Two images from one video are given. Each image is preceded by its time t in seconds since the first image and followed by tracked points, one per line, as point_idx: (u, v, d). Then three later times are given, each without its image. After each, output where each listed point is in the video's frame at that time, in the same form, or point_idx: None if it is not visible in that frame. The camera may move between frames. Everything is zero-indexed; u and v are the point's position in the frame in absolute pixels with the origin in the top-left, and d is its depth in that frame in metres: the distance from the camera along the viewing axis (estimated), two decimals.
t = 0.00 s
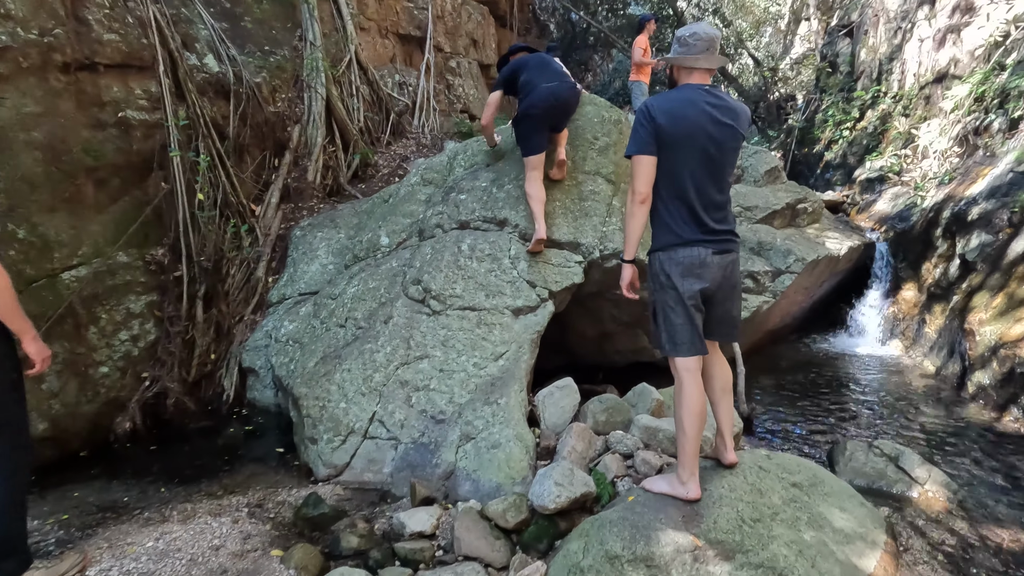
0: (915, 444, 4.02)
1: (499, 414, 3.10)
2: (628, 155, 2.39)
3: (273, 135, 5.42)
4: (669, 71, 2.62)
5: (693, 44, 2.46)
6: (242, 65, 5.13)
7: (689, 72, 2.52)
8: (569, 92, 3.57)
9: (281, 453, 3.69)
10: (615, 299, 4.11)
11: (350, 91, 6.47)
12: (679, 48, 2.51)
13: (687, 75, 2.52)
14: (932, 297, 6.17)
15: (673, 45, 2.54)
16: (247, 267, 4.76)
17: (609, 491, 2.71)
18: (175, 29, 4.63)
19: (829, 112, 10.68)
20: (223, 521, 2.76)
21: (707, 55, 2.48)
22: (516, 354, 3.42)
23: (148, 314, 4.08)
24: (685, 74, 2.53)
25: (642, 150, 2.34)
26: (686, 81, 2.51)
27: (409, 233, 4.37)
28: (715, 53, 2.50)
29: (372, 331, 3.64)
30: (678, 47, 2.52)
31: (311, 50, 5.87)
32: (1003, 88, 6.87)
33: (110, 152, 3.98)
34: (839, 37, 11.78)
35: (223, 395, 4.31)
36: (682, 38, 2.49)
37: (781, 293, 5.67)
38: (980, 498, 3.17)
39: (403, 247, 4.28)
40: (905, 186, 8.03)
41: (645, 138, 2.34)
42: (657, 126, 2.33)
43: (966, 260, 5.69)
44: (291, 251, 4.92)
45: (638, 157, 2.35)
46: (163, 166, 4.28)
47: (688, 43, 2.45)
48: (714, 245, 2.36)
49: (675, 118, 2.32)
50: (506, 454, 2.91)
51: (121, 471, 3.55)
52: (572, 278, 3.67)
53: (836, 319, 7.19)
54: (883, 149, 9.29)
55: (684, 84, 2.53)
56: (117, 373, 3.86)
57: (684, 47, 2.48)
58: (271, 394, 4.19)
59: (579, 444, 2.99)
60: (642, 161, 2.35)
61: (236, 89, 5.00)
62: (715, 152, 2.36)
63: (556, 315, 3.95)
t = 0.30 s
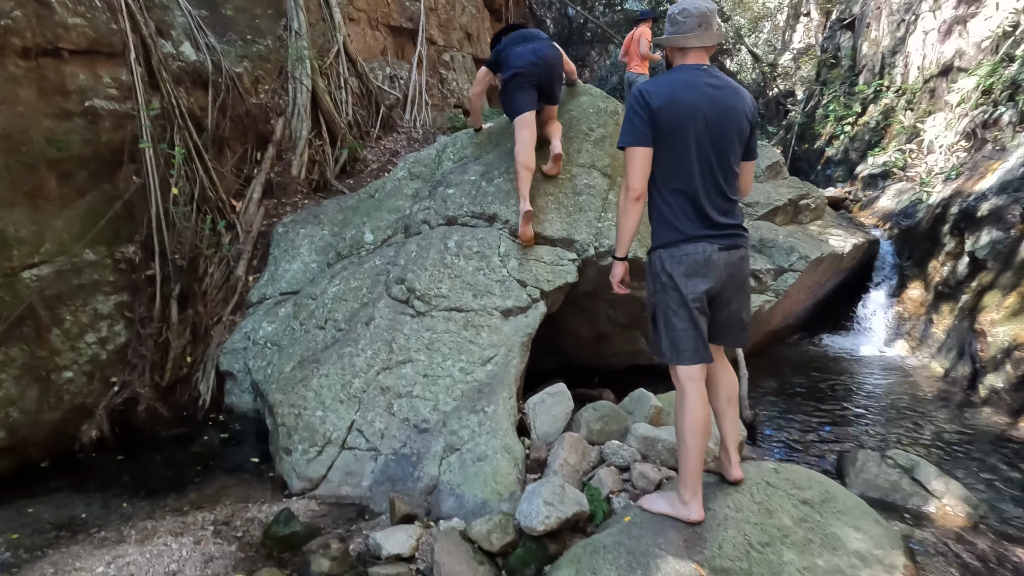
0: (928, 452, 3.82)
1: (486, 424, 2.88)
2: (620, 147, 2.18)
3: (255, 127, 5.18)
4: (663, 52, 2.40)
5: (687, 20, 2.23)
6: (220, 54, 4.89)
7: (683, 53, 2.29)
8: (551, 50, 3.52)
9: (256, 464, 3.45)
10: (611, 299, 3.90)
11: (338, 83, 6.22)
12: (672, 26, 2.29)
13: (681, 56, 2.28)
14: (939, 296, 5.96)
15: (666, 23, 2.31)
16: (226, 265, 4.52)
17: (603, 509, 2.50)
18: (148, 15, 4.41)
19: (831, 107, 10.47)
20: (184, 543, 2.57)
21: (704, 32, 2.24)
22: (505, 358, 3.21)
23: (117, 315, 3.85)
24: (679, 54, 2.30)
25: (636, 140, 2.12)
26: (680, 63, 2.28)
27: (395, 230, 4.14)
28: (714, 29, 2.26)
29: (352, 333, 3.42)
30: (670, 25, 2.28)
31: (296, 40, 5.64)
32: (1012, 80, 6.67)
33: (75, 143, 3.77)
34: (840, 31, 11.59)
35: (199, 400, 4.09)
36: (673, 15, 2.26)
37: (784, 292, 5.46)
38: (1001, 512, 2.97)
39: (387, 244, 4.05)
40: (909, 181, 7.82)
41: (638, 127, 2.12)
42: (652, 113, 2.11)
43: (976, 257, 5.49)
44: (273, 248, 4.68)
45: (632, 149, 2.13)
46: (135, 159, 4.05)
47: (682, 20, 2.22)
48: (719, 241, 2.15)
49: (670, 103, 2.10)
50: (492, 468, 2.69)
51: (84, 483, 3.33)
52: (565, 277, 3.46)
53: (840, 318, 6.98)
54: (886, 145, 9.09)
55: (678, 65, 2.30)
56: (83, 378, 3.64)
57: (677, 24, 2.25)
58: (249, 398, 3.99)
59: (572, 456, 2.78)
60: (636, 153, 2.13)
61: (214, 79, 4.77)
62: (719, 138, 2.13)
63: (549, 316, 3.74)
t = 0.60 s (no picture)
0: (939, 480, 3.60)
1: (465, 460, 2.64)
2: (606, 164, 1.95)
3: (230, 133, 4.90)
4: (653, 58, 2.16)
5: (674, 20, 1.99)
6: (192, 56, 4.64)
7: (671, 58, 2.05)
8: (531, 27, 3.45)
9: (219, 500, 3.18)
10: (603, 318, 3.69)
11: (320, 87, 5.94)
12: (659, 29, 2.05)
13: (670, 62, 2.05)
14: (943, 310, 5.78)
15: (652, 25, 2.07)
16: (196, 279, 4.23)
17: (592, 561, 2.27)
18: (112, 14, 4.16)
19: (827, 114, 10.31)
20: None
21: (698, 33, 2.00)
22: (487, 386, 2.97)
23: (73, 335, 3.58)
24: (668, 60, 2.06)
25: (624, 156, 1.89)
26: (669, 69, 2.04)
27: (373, 243, 3.89)
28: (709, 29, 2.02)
29: (322, 357, 3.16)
30: (657, 27, 2.05)
31: (275, 42, 5.39)
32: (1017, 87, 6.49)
33: (28, 151, 3.53)
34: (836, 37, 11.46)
35: (164, 424, 3.77)
36: (660, 16, 2.02)
37: (783, 306, 5.23)
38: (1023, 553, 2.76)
39: (365, 259, 3.79)
40: (909, 190, 7.64)
41: (627, 142, 1.89)
42: (640, 125, 1.89)
43: (982, 271, 5.29)
44: (247, 261, 4.36)
45: (620, 166, 1.90)
46: (95, 168, 3.80)
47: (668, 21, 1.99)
48: (718, 267, 1.92)
49: (662, 114, 1.87)
50: (471, 511, 2.45)
51: (30, 520, 3.07)
52: (553, 296, 3.23)
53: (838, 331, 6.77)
54: (883, 152, 8.94)
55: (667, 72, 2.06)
56: (33, 404, 3.38)
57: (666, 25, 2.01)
58: (218, 422, 3.59)
59: (558, 497, 2.54)
60: (624, 171, 1.90)
61: (185, 82, 4.51)
62: (717, 152, 1.90)
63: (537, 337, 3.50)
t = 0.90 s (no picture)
0: (939, 496, 3.55)
1: (457, 482, 2.56)
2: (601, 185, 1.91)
3: (219, 141, 4.81)
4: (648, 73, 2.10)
5: (670, 35, 1.93)
6: (180, 63, 4.55)
7: (668, 74, 1.99)
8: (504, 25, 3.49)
9: (205, 522, 3.08)
10: (598, 332, 3.64)
11: (312, 94, 5.86)
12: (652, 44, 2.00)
13: (666, 78, 1.99)
14: (939, 320, 5.76)
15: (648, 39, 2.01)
16: (184, 290, 4.14)
17: None
18: (98, 21, 4.07)
19: (820, 121, 10.32)
20: None
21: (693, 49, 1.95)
22: (480, 404, 2.89)
23: (54, 350, 3.49)
24: (665, 75, 2.00)
25: (618, 177, 1.85)
26: (666, 85, 1.99)
27: (364, 254, 3.81)
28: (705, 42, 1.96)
29: (311, 374, 3.08)
30: (653, 42, 1.99)
31: (265, 48, 5.31)
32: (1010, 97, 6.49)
33: (8, 160, 3.44)
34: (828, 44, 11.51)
35: (148, 440, 3.67)
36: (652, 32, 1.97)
37: (780, 317, 5.17)
38: None
39: (356, 271, 3.71)
40: (903, 198, 7.62)
41: (621, 162, 1.85)
42: (635, 145, 1.85)
43: (977, 281, 5.26)
44: (235, 271, 4.25)
45: (615, 188, 1.86)
46: (79, 178, 3.71)
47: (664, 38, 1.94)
48: (719, 289, 1.87)
49: (657, 133, 1.82)
50: (465, 535, 2.38)
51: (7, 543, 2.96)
52: (548, 310, 3.16)
53: (834, 340, 6.73)
54: (876, 160, 8.94)
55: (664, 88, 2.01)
56: (13, 422, 3.29)
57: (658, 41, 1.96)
58: (204, 439, 3.45)
59: (554, 519, 2.49)
60: (619, 192, 1.86)
61: (172, 90, 4.41)
62: (716, 170, 1.84)
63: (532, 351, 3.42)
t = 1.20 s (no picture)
0: (945, 513, 3.50)
1: (455, 501, 2.49)
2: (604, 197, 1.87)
3: (214, 149, 4.74)
4: (648, 75, 2.04)
5: (687, 44, 1.91)
6: (174, 70, 4.50)
7: (680, 82, 1.98)
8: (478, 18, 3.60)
9: (196, 540, 3.01)
10: (598, 344, 3.61)
11: (308, 101, 5.80)
12: (665, 49, 1.95)
13: (677, 86, 1.97)
14: (939, 328, 5.72)
15: (657, 42, 1.96)
16: (177, 300, 4.06)
17: None
18: (90, 28, 4.03)
19: (817, 128, 10.31)
20: None
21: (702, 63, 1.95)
22: (479, 418, 2.84)
23: (43, 363, 3.43)
24: (675, 84, 1.98)
25: (624, 191, 1.81)
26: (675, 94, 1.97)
27: (361, 265, 3.75)
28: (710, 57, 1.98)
29: (306, 388, 3.01)
30: (664, 46, 1.94)
31: (261, 56, 5.26)
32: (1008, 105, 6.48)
33: None
34: (825, 52, 11.52)
35: (139, 455, 3.59)
36: (672, 36, 1.91)
37: (780, 326, 5.10)
38: None
39: (352, 281, 3.65)
40: (902, 206, 7.60)
41: (627, 175, 1.80)
42: (642, 158, 1.80)
43: (978, 290, 5.22)
44: (230, 282, 4.17)
45: (620, 202, 1.82)
46: (70, 188, 3.65)
47: (685, 45, 1.90)
48: (729, 306, 1.87)
49: (668, 146, 1.78)
50: (462, 557, 2.32)
51: None
52: (548, 323, 3.11)
53: (834, 349, 6.69)
54: (874, 168, 8.93)
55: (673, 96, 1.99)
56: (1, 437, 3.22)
57: (677, 50, 1.92)
58: (196, 454, 3.36)
59: (555, 539, 2.44)
60: (624, 206, 1.82)
61: (166, 98, 4.36)
62: (725, 183, 1.82)
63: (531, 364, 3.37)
